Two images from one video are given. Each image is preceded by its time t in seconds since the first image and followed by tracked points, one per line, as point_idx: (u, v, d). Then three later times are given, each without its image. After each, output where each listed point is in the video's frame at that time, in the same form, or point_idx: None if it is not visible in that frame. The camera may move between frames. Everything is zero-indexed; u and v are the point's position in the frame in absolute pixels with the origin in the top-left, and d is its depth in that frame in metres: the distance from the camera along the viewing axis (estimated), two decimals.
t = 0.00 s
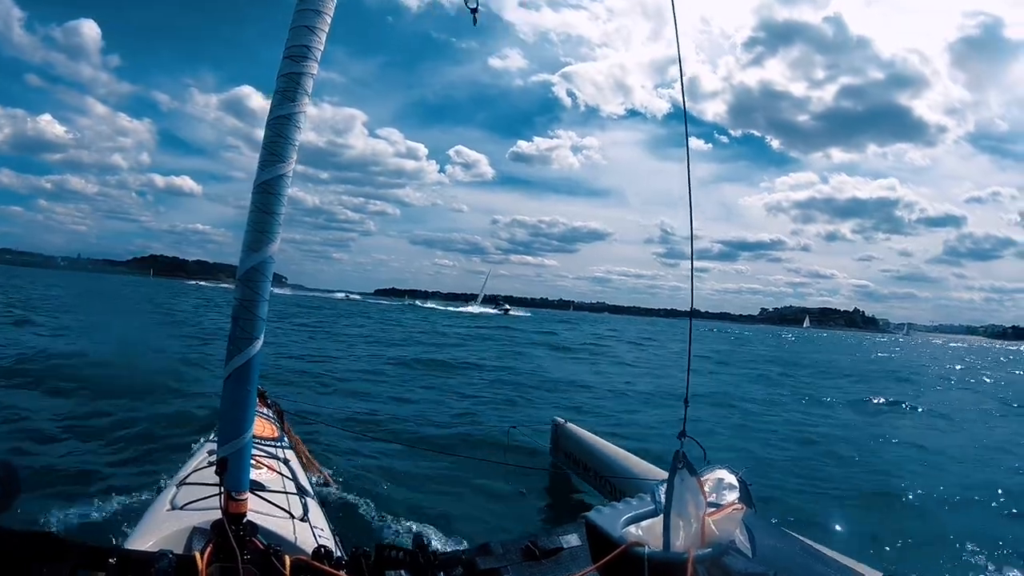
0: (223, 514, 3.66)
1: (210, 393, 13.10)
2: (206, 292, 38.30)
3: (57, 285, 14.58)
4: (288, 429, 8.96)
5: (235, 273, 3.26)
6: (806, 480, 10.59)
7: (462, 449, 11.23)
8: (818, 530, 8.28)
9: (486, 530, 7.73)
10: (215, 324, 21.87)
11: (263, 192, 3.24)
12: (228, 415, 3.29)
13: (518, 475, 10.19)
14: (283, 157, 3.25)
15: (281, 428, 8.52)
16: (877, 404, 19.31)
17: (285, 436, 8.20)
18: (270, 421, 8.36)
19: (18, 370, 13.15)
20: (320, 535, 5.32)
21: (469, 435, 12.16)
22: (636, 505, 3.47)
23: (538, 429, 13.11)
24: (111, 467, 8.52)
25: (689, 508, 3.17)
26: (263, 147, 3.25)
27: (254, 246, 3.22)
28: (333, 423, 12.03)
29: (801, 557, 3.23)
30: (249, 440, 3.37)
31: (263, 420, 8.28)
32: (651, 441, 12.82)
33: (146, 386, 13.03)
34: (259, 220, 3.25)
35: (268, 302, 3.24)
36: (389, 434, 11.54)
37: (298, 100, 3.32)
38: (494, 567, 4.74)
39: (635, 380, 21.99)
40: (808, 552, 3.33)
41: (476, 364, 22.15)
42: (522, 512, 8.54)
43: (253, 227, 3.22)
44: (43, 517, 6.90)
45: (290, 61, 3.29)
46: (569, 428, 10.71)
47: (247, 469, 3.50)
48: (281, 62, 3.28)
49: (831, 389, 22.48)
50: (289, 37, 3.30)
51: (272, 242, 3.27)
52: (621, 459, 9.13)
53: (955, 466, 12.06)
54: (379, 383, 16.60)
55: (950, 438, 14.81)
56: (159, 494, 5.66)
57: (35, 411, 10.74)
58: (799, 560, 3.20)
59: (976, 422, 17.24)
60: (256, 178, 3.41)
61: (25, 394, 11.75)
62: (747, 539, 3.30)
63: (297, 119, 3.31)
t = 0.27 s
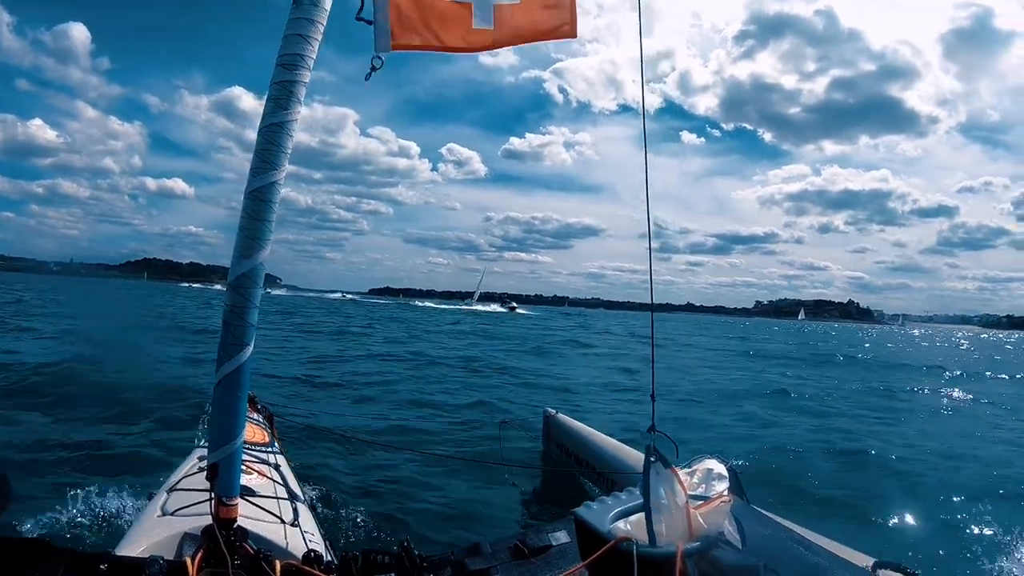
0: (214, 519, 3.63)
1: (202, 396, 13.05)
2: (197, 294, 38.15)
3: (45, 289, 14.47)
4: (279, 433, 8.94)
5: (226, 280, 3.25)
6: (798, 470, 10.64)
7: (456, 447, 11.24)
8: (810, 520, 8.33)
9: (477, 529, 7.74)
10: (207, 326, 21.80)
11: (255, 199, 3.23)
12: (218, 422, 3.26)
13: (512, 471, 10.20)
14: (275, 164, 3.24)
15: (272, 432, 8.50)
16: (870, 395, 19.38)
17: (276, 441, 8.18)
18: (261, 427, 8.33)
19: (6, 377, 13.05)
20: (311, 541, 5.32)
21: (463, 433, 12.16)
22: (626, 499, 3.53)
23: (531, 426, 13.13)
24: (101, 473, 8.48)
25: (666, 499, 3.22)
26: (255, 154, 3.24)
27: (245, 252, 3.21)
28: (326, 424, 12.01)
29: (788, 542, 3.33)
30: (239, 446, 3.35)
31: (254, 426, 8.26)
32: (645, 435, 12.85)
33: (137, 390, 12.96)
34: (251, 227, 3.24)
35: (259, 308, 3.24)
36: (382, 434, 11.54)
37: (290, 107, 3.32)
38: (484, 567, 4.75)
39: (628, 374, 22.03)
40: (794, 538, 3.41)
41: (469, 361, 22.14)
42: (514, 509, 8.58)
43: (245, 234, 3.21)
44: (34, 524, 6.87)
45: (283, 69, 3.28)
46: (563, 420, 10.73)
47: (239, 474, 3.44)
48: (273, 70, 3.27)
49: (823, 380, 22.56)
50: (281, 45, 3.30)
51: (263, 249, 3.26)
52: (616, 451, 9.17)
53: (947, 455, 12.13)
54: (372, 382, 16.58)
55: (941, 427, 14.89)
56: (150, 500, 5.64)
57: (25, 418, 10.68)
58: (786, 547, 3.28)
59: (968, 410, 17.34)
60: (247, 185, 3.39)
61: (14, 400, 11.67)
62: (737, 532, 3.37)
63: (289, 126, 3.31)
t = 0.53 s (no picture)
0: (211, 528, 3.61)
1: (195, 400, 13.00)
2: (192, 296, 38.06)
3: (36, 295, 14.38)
4: (273, 441, 8.94)
5: (207, 288, 3.23)
6: (795, 466, 10.64)
7: (451, 446, 11.23)
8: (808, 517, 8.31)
9: (475, 527, 7.75)
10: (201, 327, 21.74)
11: (231, 205, 3.21)
12: (207, 431, 3.25)
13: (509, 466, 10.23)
14: (249, 169, 3.22)
15: (266, 439, 8.48)
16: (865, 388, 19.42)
17: (271, 448, 8.16)
18: (255, 434, 8.30)
19: None
20: (308, 546, 5.31)
21: (458, 431, 12.17)
22: (620, 487, 3.66)
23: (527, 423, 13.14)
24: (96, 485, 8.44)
25: (682, 485, 3.24)
26: (229, 160, 3.22)
27: (225, 259, 3.19)
28: (321, 424, 11.99)
29: (788, 522, 3.34)
30: (230, 454, 3.34)
31: (249, 433, 8.23)
32: (641, 431, 12.85)
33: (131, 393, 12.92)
34: (229, 233, 3.21)
35: (242, 315, 3.23)
36: (378, 435, 11.51)
37: (262, 112, 3.30)
38: (483, 563, 4.75)
39: (624, 371, 22.04)
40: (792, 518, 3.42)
41: (465, 360, 22.11)
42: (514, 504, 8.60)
43: (223, 240, 3.19)
44: (31, 540, 6.85)
45: (252, 73, 3.26)
46: (558, 413, 10.75)
47: (231, 481, 3.45)
48: (243, 75, 3.25)
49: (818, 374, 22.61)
50: (249, 50, 3.27)
51: (243, 254, 3.24)
52: (616, 442, 9.21)
53: (944, 449, 12.17)
54: (367, 383, 16.54)
55: (937, 420, 14.93)
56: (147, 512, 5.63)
57: (17, 426, 10.62)
58: (786, 527, 3.29)
59: (963, 403, 17.38)
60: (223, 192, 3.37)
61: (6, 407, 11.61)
62: (735, 515, 3.38)
63: (262, 131, 3.29)
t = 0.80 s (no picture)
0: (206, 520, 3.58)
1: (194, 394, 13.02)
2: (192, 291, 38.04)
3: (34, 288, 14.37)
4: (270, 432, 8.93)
5: (194, 278, 3.23)
6: (793, 464, 10.64)
7: (449, 437, 11.21)
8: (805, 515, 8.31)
9: (473, 515, 7.76)
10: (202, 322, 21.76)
11: (215, 193, 3.20)
12: (200, 422, 3.26)
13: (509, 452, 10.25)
14: (231, 156, 3.21)
15: (264, 431, 8.47)
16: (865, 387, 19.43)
17: (268, 439, 8.16)
18: (251, 426, 8.29)
19: None
20: (306, 536, 5.32)
21: (457, 424, 12.18)
22: (620, 474, 3.71)
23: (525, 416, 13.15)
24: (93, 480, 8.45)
25: (667, 472, 3.28)
26: (211, 148, 3.20)
27: (210, 248, 3.18)
28: (319, 417, 12.00)
29: (787, 508, 3.34)
30: (223, 445, 3.34)
31: (245, 426, 8.23)
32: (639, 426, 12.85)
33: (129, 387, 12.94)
34: (214, 222, 3.21)
35: (229, 303, 3.22)
36: (375, 428, 11.51)
37: (243, 98, 3.28)
38: (483, 550, 4.75)
39: (622, 367, 22.04)
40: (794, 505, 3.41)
41: (463, 355, 22.10)
42: (512, 492, 8.56)
43: (209, 229, 3.19)
44: (27, 537, 6.86)
45: (231, 59, 3.25)
46: (556, 402, 10.78)
47: (227, 472, 3.44)
48: (222, 61, 3.23)
49: (817, 373, 22.59)
50: (228, 36, 3.26)
51: (228, 243, 3.24)
52: (615, 430, 9.24)
53: (942, 448, 12.17)
54: (365, 377, 16.52)
55: (936, 419, 14.92)
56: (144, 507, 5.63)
57: (15, 420, 10.63)
58: (785, 513, 3.30)
59: (962, 403, 17.37)
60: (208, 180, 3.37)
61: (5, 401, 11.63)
62: (735, 500, 3.41)
63: (243, 117, 3.27)
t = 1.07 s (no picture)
0: (197, 510, 3.65)
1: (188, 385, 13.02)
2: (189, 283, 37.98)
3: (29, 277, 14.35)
4: (262, 424, 8.94)
5: (191, 267, 3.23)
6: (785, 466, 10.61)
7: (442, 433, 11.21)
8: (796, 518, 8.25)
9: (464, 511, 7.74)
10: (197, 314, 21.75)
11: (215, 183, 3.20)
12: (193, 412, 3.26)
13: (499, 450, 10.25)
14: (232, 146, 3.21)
15: (255, 421, 8.48)
16: (859, 390, 19.48)
17: (259, 430, 8.17)
18: (243, 417, 8.28)
19: None
20: (296, 527, 5.32)
21: (450, 420, 12.19)
22: (610, 476, 3.70)
23: (519, 413, 13.16)
24: (84, 468, 8.45)
25: (658, 477, 3.33)
26: (212, 138, 3.21)
27: (208, 237, 3.18)
28: (312, 411, 12.00)
29: (775, 513, 3.23)
30: (216, 435, 3.35)
31: (237, 416, 8.24)
32: (632, 426, 12.84)
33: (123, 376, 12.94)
34: (212, 211, 3.21)
35: (226, 293, 3.22)
36: (368, 422, 11.50)
37: (245, 89, 3.29)
38: (472, 546, 4.73)
39: (617, 366, 22.03)
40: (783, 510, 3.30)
41: (458, 352, 22.08)
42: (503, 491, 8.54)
43: (207, 218, 3.18)
44: (18, 522, 6.86)
45: (235, 50, 3.26)
46: (546, 402, 10.69)
47: (218, 462, 3.46)
48: (225, 52, 3.25)
49: (811, 375, 22.61)
50: (233, 28, 3.29)
51: (226, 233, 3.24)
52: (605, 432, 9.20)
53: (934, 453, 12.16)
54: (360, 372, 16.50)
55: (928, 423, 14.92)
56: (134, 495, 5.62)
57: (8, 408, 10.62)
58: (772, 519, 3.19)
59: (955, 408, 17.38)
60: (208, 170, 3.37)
61: None
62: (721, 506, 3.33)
63: (245, 107, 3.27)
